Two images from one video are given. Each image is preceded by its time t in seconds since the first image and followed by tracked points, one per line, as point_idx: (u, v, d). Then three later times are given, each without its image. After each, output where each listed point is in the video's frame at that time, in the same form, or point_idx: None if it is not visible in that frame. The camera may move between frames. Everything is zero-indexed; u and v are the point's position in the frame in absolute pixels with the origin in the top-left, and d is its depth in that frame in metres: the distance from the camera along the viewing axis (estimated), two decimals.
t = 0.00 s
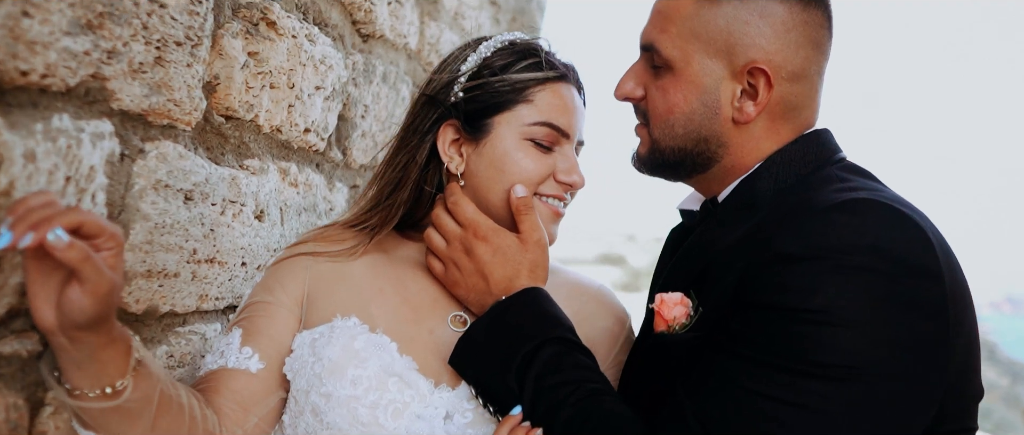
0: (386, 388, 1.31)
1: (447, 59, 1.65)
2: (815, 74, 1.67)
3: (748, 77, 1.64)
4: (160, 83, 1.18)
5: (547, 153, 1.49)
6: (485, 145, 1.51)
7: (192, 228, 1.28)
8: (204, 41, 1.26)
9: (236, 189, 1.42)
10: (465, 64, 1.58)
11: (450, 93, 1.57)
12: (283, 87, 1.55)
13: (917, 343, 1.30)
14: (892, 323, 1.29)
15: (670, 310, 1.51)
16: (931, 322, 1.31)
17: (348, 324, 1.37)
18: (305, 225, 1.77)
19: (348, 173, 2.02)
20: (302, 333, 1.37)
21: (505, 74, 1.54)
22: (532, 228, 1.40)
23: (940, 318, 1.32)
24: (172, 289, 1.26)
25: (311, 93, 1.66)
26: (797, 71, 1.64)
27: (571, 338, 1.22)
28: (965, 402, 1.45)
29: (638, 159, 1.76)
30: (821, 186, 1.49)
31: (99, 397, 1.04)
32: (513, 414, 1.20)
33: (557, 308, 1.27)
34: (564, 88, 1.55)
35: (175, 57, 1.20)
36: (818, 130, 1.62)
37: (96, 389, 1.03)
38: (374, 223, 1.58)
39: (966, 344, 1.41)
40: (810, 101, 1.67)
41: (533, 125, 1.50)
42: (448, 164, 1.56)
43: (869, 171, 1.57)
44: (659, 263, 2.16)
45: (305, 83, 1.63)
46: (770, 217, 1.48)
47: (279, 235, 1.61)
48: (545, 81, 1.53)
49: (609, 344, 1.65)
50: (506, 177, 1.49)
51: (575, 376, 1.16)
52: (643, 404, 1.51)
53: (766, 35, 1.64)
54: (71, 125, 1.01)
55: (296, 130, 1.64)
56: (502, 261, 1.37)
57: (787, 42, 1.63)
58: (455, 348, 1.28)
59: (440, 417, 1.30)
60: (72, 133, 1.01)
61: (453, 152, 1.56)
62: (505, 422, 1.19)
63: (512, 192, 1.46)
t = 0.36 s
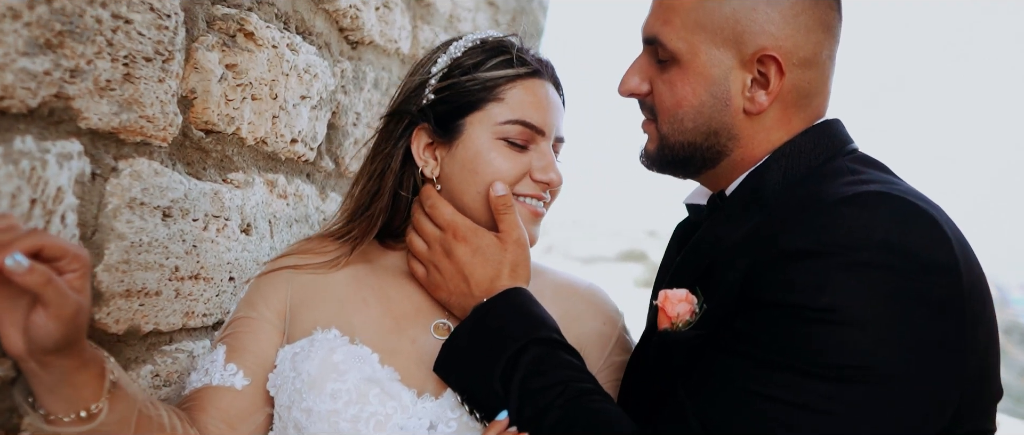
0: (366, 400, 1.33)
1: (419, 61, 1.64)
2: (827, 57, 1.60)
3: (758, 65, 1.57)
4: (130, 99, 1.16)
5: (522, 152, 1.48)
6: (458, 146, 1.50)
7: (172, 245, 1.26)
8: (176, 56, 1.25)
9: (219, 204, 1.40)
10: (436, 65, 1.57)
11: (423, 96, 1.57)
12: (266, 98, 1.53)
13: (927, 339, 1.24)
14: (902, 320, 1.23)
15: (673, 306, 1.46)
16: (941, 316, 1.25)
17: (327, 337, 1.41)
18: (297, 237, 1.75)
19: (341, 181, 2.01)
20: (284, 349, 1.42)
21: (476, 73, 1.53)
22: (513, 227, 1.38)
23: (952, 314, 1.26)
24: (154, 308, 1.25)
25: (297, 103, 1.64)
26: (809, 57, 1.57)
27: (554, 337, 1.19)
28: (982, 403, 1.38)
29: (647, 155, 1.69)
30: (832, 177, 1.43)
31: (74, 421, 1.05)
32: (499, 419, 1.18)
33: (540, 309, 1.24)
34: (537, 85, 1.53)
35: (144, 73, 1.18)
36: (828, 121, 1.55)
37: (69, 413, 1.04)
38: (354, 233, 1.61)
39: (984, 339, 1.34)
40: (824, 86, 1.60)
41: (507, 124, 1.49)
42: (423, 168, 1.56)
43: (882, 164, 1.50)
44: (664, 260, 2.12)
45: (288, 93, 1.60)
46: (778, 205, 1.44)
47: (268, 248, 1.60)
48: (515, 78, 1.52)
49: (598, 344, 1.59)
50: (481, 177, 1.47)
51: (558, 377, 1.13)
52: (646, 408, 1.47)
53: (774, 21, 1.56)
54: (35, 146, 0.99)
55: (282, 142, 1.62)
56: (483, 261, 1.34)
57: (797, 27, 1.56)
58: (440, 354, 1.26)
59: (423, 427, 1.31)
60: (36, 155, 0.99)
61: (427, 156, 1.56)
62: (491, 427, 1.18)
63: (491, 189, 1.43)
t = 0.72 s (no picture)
0: (346, 411, 1.32)
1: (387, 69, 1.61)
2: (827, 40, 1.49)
3: (759, 54, 1.46)
4: (99, 118, 1.15)
5: (491, 150, 1.46)
6: (427, 149, 1.48)
7: (151, 262, 1.25)
8: (145, 72, 1.23)
9: (200, 219, 1.39)
10: (402, 68, 1.56)
11: (389, 100, 1.56)
12: (245, 109, 1.52)
13: (931, 333, 1.16)
14: (904, 312, 1.16)
15: (668, 300, 1.37)
16: (946, 308, 1.18)
17: (307, 347, 1.40)
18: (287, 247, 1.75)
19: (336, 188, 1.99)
20: (265, 361, 1.41)
21: (441, 72, 1.51)
22: (488, 223, 1.36)
23: (956, 304, 1.18)
24: (136, 326, 1.24)
25: (279, 112, 1.63)
26: (809, 40, 1.46)
27: (534, 333, 1.16)
28: (991, 397, 1.30)
29: (648, 152, 1.58)
30: (833, 165, 1.35)
31: None
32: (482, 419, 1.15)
33: (518, 304, 1.21)
34: (504, 81, 1.51)
35: (112, 90, 1.16)
36: (832, 108, 1.45)
37: None
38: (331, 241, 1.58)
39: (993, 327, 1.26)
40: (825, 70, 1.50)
41: (474, 122, 1.47)
42: (395, 172, 1.55)
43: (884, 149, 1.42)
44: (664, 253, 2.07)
45: (270, 104, 1.59)
46: (777, 193, 1.36)
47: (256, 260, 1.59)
48: (479, 76, 1.50)
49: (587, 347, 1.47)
50: (450, 177, 1.45)
51: (538, 373, 1.10)
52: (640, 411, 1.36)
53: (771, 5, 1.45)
54: None
55: (266, 153, 1.60)
56: (458, 260, 1.34)
57: (796, 10, 1.45)
58: (421, 357, 1.24)
59: None
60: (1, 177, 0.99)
61: (398, 161, 1.55)
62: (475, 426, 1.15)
63: (467, 188, 1.41)
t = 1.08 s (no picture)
0: (329, 418, 1.32)
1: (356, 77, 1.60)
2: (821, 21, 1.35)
3: (750, 39, 1.32)
4: (71, 138, 1.16)
5: (461, 148, 1.47)
6: (397, 152, 1.50)
7: (132, 279, 1.26)
8: (118, 89, 1.23)
9: (183, 233, 1.39)
10: (368, 74, 1.56)
11: (357, 107, 1.57)
12: (226, 122, 1.52)
13: (924, 321, 1.08)
14: (895, 300, 1.07)
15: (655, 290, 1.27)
16: (937, 296, 1.09)
17: (290, 357, 1.41)
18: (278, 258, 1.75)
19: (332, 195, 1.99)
20: (251, 372, 1.42)
21: (407, 74, 1.52)
22: (462, 219, 1.37)
23: (947, 292, 1.10)
24: (120, 342, 1.25)
25: (262, 124, 1.62)
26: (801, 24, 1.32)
27: (511, 328, 1.16)
28: (986, 383, 1.21)
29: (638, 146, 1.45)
30: (823, 150, 1.24)
31: None
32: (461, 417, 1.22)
33: (494, 300, 1.22)
34: (469, 80, 1.52)
35: (83, 110, 1.17)
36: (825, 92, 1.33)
37: None
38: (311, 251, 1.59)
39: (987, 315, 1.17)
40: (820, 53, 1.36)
41: (442, 123, 1.48)
42: (368, 179, 1.56)
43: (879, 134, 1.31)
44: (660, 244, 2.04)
45: (251, 116, 1.58)
46: (763, 182, 1.25)
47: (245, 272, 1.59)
48: (444, 76, 1.51)
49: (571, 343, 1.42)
50: (423, 178, 1.46)
51: (513, 366, 1.11)
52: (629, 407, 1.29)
53: None
54: None
55: (251, 165, 1.60)
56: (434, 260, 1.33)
57: None
58: (403, 360, 1.25)
59: None
60: None
61: (371, 167, 1.56)
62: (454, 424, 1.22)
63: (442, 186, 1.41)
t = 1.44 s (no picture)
0: (322, 423, 1.34)
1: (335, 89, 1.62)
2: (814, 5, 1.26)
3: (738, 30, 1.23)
4: (57, 162, 1.18)
5: (439, 151, 1.49)
6: (376, 158, 1.52)
7: (125, 297, 1.29)
8: (100, 111, 1.25)
9: (175, 249, 1.41)
10: (345, 84, 1.58)
11: (336, 116, 1.59)
12: (213, 138, 1.54)
13: (911, 308, 1.01)
14: (880, 285, 1.01)
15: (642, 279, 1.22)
16: (925, 281, 1.03)
17: (282, 366, 1.43)
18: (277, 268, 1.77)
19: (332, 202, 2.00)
20: (245, 383, 1.45)
21: (382, 82, 1.54)
22: (438, 224, 1.39)
23: (935, 276, 1.03)
24: (116, 359, 1.28)
25: (250, 138, 1.64)
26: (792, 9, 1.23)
27: (493, 326, 1.21)
28: (977, 368, 1.12)
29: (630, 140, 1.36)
30: (808, 136, 1.17)
31: None
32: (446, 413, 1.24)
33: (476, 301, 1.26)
34: (443, 83, 1.54)
35: (67, 133, 1.19)
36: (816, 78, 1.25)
37: None
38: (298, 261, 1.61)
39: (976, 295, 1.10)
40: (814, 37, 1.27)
41: (419, 126, 1.50)
42: (350, 187, 1.58)
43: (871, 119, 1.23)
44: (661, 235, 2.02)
45: (239, 130, 1.60)
46: (753, 167, 1.17)
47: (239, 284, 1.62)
48: (418, 81, 1.52)
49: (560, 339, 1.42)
50: (402, 183, 1.48)
51: (497, 363, 1.16)
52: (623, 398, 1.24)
53: None
54: None
55: (242, 179, 1.62)
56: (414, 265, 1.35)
57: None
58: (392, 364, 1.29)
59: None
60: None
61: (352, 175, 1.58)
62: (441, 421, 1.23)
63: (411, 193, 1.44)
